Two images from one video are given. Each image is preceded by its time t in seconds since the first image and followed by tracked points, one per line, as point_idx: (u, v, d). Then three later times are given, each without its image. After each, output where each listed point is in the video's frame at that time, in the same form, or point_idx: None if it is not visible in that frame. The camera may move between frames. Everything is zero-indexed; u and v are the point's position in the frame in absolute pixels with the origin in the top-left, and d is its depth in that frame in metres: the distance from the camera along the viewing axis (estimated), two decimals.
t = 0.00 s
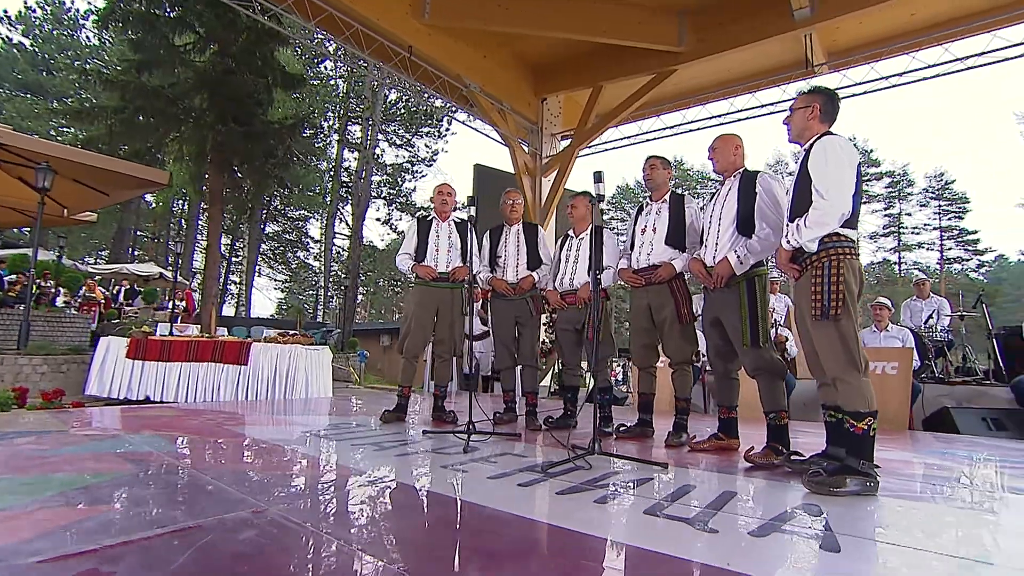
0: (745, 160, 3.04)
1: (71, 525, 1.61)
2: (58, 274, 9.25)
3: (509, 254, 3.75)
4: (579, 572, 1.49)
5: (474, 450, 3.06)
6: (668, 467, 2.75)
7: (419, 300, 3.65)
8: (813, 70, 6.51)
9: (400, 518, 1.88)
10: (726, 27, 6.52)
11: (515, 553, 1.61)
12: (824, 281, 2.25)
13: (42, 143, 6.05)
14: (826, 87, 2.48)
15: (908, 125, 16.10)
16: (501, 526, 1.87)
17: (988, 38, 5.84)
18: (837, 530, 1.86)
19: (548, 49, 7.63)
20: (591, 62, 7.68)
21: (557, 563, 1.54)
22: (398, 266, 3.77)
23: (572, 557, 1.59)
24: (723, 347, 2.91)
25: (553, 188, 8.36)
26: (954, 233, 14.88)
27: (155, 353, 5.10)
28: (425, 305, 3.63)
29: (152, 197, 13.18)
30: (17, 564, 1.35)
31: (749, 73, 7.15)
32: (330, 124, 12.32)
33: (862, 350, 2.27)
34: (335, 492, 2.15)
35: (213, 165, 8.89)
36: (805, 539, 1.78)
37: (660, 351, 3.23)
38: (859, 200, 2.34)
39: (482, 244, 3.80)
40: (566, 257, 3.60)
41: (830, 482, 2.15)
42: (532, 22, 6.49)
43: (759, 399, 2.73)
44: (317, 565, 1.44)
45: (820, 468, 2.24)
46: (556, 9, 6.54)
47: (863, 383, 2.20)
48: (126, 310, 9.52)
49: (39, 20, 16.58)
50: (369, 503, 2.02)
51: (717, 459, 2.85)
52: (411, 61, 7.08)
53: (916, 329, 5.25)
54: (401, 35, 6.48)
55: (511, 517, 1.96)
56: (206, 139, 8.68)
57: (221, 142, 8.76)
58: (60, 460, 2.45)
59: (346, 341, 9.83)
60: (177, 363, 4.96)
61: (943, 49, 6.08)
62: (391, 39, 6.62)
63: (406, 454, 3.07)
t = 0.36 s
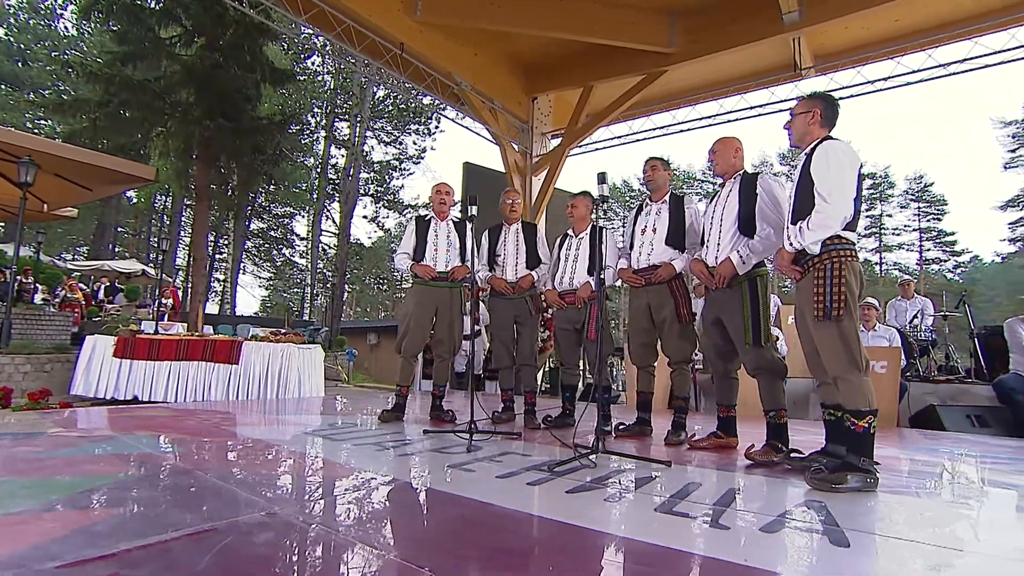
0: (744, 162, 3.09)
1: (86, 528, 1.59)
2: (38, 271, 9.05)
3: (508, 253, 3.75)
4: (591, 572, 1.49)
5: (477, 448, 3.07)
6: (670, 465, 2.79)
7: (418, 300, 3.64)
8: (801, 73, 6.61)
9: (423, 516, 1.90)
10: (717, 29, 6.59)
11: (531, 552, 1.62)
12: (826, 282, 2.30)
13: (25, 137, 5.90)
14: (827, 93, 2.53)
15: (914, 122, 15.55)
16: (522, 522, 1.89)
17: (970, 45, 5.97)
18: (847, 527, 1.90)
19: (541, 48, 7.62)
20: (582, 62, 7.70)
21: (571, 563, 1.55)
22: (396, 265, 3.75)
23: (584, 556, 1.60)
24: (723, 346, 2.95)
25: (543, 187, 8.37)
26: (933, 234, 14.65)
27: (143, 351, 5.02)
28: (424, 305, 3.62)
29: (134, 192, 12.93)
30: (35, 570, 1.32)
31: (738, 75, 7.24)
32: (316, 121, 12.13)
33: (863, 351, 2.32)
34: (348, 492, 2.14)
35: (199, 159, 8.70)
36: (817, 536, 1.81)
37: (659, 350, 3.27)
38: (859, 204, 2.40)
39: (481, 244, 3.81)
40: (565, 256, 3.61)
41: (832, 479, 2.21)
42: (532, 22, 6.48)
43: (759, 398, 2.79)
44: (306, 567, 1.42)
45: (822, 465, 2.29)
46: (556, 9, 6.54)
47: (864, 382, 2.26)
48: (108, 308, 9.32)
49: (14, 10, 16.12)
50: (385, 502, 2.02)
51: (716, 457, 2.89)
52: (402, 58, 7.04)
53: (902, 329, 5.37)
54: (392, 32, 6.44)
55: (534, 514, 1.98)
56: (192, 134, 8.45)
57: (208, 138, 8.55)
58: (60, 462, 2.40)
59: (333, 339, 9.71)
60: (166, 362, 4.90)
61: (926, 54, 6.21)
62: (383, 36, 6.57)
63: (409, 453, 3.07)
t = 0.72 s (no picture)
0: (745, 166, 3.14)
1: (107, 533, 1.57)
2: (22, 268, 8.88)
3: (510, 253, 3.77)
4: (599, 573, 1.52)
5: (481, 449, 3.08)
6: (675, 465, 2.83)
7: (420, 300, 3.64)
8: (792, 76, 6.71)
9: (444, 516, 1.94)
10: (711, 30, 6.65)
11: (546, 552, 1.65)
12: (832, 284, 2.36)
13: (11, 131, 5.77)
14: (829, 100, 2.58)
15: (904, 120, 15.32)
16: (541, 524, 1.93)
17: (956, 51, 6.10)
18: (856, 523, 1.94)
19: (535, 47, 7.63)
20: (576, 63, 7.73)
21: (581, 564, 1.58)
22: (398, 265, 3.74)
23: (595, 557, 1.63)
24: (725, 347, 3.01)
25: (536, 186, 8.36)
26: (917, 234, 14.91)
27: (136, 351, 4.99)
28: (426, 305, 3.62)
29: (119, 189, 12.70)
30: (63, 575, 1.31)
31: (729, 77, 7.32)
32: (305, 117, 11.97)
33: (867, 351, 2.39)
34: (362, 494, 2.14)
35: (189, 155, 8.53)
36: (829, 534, 1.85)
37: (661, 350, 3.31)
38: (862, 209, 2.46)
39: (483, 244, 3.82)
40: (567, 257, 3.64)
41: (838, 477, 2.27)
42: (530, 21, 6.49)
43: (762, 397, 2.84)
44: (295, 567, 1.42)
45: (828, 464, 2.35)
46: (555, 9, 6.55)
47: (868, 381, 2.32)
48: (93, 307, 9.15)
49: None
50: (406, 505, 2.05)
51: (719, 456, 2.94)
52: (396, 56, 7.01)
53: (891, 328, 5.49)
54: (387, 29, 6.40)
55: (556, 516, 2.03)
56: (182, 131, 8.32)
57: (200, 135, 8.42)
58: (67, 465, 2.37)
59: (324, 337, 9.62)
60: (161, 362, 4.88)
61: (914, 60, 6.34)
62: (377, 33, 6.53)
63: (414, 453, 3.07)
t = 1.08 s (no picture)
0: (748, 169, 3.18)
1: (135, 536, 1.57)
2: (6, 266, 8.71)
3: (513, 253, 3.79)
4: None
5: (488, 449, 3.11)
6: (681, 464, 2.88)
7: (423, 300, 3.65)
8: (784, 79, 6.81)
9: (466, 517, 2.01)
10: (705, 32, 6.72)
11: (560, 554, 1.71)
12: (838, 286, 2.42)
13: None
14: (833, 105, 2.63)
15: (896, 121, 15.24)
16: (560, 525, 2.00)
17: (943, 56, 6.26)
18: (866, 520, 2.02)
19: (530, 46, 7.65)
20: (570, 63, 7.76)
21: (591, 567, 1.62)
22: (400, 265, 3.74)
23: (604, 560, 1.68)
24: (729, 347, 3.06)
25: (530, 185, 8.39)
26: (901, 235, 15.04)
27: (130, 351, 4.95)
28: (430, 304, 3.63)
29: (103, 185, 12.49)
30: None
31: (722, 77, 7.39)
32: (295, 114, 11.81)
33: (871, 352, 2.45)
34: (380, 497, 2.16)
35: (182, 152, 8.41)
36: (842, 532, 1.93)
37: (664, 351, 3.35)
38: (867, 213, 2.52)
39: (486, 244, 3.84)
40: (570, 256, 3.66)
41: (843, 475, 2.34)
42: (528, 20, 6.51)
43: (765, 397, 2.90)
44: (284, 567, 1.44)
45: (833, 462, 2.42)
46: (552, 8, 6.57)
47: (873, 382, 2.38)
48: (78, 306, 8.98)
49: None
50: (418, 506, 2.10)
51: (723, 454, 2.99)
52: (391, 54, 6.99)
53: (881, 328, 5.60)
54: (383, 27, 6.38)
55: (568, 517, 2.10)
56: (173, 127, 8.19)
57: (191, 132, 8.29)
58: (76, 468, 2.35)
59: (315, 336, 9.54)
60: (157, 362, 4.85)
61: (903, 64, 6.48)
62: (373, 30, 6.51)
63: (421, 453, 3.08)
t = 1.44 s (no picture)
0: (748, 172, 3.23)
1: (166, 538, 1.58)
2: None
3: (517, 253, 3.82)
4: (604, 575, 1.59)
5: (495, 447, 3.14)
6: (685, 462, 2.94)
7: (427, 299, 3.66)
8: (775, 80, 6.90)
9: (488, 517, 2.07)
10: (699, 32, 6.79)
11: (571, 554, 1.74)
12: (841, 288, 2.49)
13: None
14: (836, 111, 2.70)
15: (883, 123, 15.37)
16: (579, 525, 2.05)
17: (931, 60, 6.38)
18: (875, 515, 2.11)
19: (524, 45, 7.66)
20: (564, 62, 7.78)
21: (591, 561, 1.69)
22: (404, 264, 3.75)
23: (606, 558, 1.72)
24: (732, 346, 3.13)
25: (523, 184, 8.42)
26: (886, 235, 15.05)
27: (124, 350, 4.91)
28: (434, 303, 3.64)
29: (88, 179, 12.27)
30: None
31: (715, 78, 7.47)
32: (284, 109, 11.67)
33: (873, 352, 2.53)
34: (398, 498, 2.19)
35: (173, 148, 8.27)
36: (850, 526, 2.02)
37: (666, 350, 3.40)
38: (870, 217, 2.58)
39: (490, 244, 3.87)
40: (573, 256, 3.69)
41: (847, 471, 2.41)
42: (525, 20, 6.50)
43: (767, 395, 2.97)
44: (273, 567, 1.45)
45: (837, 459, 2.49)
46: (549, 7, 6.58)
47: (874, 381, 2.46)
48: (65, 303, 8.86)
49: None
50: (430, 506, 2.14)
51: (726, 452, 3.05)
52: (386, 52, 6.95)
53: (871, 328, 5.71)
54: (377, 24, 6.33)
55: (570, 515, 2.17)
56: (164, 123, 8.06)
57: (183, 128, 8.17)
58: (89, 470, 2.34)
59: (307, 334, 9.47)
60: (152, 361, 4.82)
61: (893, 68, 6.58)
62: (368, 27, 6.45)
63: (428, 452, 3.11)
